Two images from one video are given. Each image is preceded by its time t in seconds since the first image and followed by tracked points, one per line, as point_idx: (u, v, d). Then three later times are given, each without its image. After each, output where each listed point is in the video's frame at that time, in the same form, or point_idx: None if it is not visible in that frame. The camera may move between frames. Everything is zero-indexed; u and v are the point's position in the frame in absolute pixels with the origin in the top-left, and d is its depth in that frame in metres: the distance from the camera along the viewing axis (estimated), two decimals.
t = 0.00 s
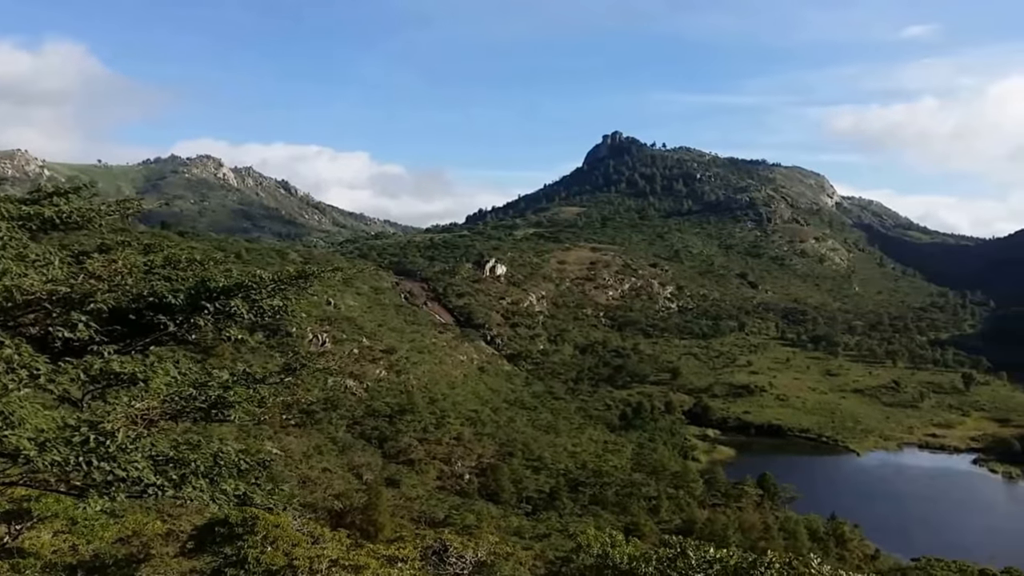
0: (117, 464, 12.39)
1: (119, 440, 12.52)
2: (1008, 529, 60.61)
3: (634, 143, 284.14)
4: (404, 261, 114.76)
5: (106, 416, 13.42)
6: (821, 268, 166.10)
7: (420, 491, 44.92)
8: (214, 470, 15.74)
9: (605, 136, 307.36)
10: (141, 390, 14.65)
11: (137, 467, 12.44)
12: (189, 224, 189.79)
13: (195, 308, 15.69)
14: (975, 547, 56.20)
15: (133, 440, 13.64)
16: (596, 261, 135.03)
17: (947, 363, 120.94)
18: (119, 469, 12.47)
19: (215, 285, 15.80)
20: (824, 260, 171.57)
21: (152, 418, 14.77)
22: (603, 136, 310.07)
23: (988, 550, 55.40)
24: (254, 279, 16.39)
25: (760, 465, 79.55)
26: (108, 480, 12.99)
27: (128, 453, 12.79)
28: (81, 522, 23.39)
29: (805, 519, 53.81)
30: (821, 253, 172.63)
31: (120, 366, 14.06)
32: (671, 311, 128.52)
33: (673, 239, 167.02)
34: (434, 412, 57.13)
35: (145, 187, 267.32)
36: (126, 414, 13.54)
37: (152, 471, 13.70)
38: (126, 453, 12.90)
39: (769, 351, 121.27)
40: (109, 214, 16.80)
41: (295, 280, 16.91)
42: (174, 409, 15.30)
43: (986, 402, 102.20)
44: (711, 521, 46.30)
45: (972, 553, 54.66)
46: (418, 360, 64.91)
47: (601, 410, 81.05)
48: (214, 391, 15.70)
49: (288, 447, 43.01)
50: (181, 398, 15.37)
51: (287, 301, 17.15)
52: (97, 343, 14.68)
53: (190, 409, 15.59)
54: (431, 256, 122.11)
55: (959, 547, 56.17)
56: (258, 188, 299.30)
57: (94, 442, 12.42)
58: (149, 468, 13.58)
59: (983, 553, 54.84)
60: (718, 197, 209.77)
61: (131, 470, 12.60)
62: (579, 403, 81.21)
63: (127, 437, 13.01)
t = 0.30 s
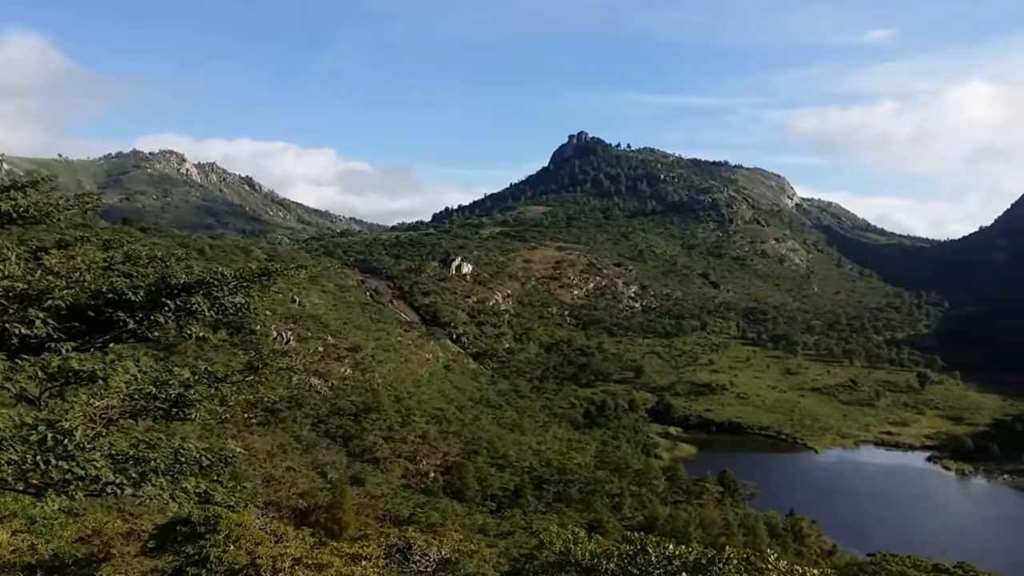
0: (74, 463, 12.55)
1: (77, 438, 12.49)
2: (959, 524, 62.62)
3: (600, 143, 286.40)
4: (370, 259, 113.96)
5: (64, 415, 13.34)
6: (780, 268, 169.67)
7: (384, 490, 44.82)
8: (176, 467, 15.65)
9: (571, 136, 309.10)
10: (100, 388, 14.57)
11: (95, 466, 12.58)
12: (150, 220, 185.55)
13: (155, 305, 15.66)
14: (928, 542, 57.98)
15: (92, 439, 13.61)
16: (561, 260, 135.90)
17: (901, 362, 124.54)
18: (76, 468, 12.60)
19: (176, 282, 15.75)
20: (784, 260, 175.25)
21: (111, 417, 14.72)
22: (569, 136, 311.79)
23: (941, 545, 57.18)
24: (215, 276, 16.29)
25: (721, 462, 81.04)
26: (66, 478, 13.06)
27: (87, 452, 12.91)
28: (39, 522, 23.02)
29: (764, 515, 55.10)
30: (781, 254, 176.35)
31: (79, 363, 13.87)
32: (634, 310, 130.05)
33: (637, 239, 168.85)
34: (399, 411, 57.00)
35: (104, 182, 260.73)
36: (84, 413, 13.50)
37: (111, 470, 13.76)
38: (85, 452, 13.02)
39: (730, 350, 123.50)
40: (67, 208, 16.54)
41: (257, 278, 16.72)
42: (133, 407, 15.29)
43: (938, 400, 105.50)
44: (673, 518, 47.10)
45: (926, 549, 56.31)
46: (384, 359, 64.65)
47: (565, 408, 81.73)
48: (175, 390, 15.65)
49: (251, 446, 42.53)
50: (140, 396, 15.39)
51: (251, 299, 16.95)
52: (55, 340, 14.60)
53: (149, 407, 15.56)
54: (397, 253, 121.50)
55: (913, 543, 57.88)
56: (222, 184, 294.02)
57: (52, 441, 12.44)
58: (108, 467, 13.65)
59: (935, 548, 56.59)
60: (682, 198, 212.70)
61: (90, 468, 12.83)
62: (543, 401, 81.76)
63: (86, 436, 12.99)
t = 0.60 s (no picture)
0: (32, 462, 12.74)
1: (32, 437, 12.55)
2: (912, 520, 64.75)
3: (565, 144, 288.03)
4: (334, 257, 112.87)
5: (20, 414, 13.37)
6: (741, 269, 172.92)
7: (349, 488, 44.71)
8: (135, 466, 15.63)
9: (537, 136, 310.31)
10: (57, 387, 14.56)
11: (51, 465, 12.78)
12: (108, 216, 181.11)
13: (114, 301, 15.66)
14: (883, 538, 59.93)
15: (48, 439, 13.65)
16: (526, 259, 136.52)
17: (856, 361, 128.05)
18: (33, 467, 12.80)
19: (136, 279, 15.75)
20: (744, 261, 178.72)
21: (68, 415, 14.75)
22: (535, 136, 312.90)
23: (895, 540, 59.17)
24: (175, 273, 16.27)
25: (682, 460, 82.48)
26: (20, 478, 13.20)
27: (44, 450, 13.08)
28: None
29: (724, 511, 56.30)
30: (742, 255, 179.73)
31: (35, 361, 13.70)
32: (598, 309, 131.30)
33: (601, 239, 170.29)
34: (364, 409, 56.78)
35: (61, 177, 253.61)
36: (41, 411, 13.51)
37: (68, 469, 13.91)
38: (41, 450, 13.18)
39: (692, 348, 125.48)
40: (23, 202, 16.35)
41: (218, 274, 16.71)
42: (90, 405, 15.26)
43: (891, 398, 108.77)
44: (635, 514, 47.88)
45: (881, 544, 58.24)
46: (348, 357, 64.24)
47: (530, 406, 82.22)
48: (134, 388, 15.62)
49: (213, 444, 41.94)
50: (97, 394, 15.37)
51: (211, 297, 16.89)
52: (11, 337, 14.56)
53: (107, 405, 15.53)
54: (362, 251, 120.66)
55: (868, 538, 59.77)
56: (185, 180, 288.38)
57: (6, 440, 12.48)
58: (65, 466, 13.78)
59: (890, 543, 58.47)
60: (646, 199, 215.14)
61: (46, 467, 12.97)
62: (508, 400, 82.11)
63: (40, 435, 13.02)
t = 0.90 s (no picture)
0: None
1: None
2: (866, 515, 66.68)
3: (531, 144, 288.94)
4: (299, 255, 111.48)
5: None
6: (703, 269, 175.79)
7: (312, 487, 44.46)
8: (93, 465, 15.46)
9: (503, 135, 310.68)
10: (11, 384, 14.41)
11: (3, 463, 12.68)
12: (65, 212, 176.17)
13: (70, 298, 15.60)
14: (838, 533, 61.70)
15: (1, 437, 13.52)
16: (492, 258, 136.81)
17: (814, 360, 131.17)
18: None
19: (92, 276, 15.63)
20: (706, 262, 181.80)
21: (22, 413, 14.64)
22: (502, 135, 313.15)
23: (849, 535, 60.99)
24: (134, 269, 16.11)
25: (644, 457, 83.69)
26: None
27: None
28: None
29: (685, 508, 57.34)
30: (703, 256, 182.77)
31: None
32: (563, 308, 132.15)
33: (566, 239, 171.28)
34: (328, 407, 56.39)
35: (16, 171, 245.62)
36: None
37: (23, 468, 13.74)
38: None
39: (654, 348, 127.17)
40: None
41: (179, 272, 16.55)
42: (45, 403, 15.09)
43: (847, 397, 111.77)
44: (597, 511, 48.48)
45: (836, 539, 60.01)
46: (313, 356, 63.67)
47: (495, 404, 82.44)
48: (91, 385, 15.43)
49: (174, 444, 41.23)
50: (54, 392, 15.20)
51: (172, 294, 16.78)
52: None
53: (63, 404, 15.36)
54: (327, 249, 119.46)
55: (824, 533, 61.51)
56: (146, 176, 281.80)
57: None
58: (19, 465, 13.62)
59: (844, 538, 60.39)
60: (610, 200, 217.04)
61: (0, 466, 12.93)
62: (473, 398, 82.25)
63: None
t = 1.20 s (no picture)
0: None
1: None
2: (824, 512, 68.58)
3: (496, 143, 289.35)
4: (262, 252, 109.98)
5: None
6: (664, 270, 178.38)
7: (274, 486, 44.22)
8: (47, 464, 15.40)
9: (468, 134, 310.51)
10: None
11: None
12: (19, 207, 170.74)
13: (26, 295, 15.64)
14: (797, 529, 63.43)
15: None
16: (457, 257, 136.96)
17: (773, 359, 133.94)
18: None
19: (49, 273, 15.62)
20: (667, 262, 184.70)
21: None
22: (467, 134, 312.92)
23: (807, 532, 62.75)
24: (93, 266, 16.15)
25: (606, 455, 84.79)
26: None
27: None
28: None
29: (647, 505, 58.40)
30: (665, 256, 185.51)
31: None
32: (527, 307, 132.82)
33: (531, 238, 171.93)
34: (290, 405, 56.02)
35: None
36: None
37: None
38: None
39: (617, 347, 128.68)
40: None
41: (137, 268, 16.62)
42: None
43: (805, 395, 114.52)
44: (560, 508, 49.18)
45: (795, 536, 61.67)
46: (276, 354, 63.10)
47: (459, 403, 82.57)
48: (48, 384, 15.38)
49: (134, 442, 40.59)
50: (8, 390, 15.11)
51: (130, 292, 16.82)
52: None
53: (18, 402, 15.26)
54: (291, 247, 118.04)
55: (783, 530, 63.14)
56: (106, 172, 274.60)
57: None
58: None
59: (802, 534, 62.10)
60: (574, 199, 218.47)
61: None
62: (437, 397, 82.28)
63: None
